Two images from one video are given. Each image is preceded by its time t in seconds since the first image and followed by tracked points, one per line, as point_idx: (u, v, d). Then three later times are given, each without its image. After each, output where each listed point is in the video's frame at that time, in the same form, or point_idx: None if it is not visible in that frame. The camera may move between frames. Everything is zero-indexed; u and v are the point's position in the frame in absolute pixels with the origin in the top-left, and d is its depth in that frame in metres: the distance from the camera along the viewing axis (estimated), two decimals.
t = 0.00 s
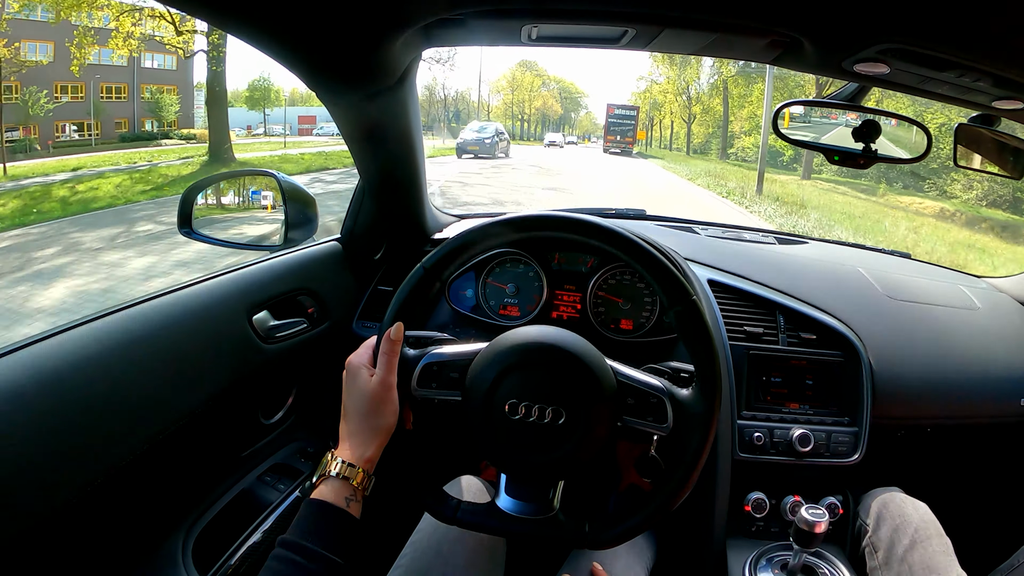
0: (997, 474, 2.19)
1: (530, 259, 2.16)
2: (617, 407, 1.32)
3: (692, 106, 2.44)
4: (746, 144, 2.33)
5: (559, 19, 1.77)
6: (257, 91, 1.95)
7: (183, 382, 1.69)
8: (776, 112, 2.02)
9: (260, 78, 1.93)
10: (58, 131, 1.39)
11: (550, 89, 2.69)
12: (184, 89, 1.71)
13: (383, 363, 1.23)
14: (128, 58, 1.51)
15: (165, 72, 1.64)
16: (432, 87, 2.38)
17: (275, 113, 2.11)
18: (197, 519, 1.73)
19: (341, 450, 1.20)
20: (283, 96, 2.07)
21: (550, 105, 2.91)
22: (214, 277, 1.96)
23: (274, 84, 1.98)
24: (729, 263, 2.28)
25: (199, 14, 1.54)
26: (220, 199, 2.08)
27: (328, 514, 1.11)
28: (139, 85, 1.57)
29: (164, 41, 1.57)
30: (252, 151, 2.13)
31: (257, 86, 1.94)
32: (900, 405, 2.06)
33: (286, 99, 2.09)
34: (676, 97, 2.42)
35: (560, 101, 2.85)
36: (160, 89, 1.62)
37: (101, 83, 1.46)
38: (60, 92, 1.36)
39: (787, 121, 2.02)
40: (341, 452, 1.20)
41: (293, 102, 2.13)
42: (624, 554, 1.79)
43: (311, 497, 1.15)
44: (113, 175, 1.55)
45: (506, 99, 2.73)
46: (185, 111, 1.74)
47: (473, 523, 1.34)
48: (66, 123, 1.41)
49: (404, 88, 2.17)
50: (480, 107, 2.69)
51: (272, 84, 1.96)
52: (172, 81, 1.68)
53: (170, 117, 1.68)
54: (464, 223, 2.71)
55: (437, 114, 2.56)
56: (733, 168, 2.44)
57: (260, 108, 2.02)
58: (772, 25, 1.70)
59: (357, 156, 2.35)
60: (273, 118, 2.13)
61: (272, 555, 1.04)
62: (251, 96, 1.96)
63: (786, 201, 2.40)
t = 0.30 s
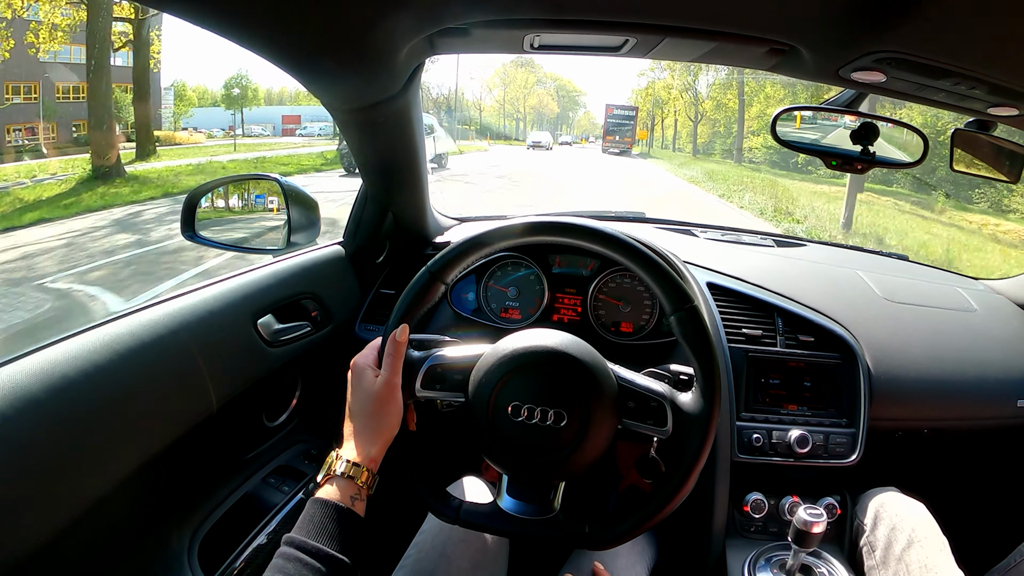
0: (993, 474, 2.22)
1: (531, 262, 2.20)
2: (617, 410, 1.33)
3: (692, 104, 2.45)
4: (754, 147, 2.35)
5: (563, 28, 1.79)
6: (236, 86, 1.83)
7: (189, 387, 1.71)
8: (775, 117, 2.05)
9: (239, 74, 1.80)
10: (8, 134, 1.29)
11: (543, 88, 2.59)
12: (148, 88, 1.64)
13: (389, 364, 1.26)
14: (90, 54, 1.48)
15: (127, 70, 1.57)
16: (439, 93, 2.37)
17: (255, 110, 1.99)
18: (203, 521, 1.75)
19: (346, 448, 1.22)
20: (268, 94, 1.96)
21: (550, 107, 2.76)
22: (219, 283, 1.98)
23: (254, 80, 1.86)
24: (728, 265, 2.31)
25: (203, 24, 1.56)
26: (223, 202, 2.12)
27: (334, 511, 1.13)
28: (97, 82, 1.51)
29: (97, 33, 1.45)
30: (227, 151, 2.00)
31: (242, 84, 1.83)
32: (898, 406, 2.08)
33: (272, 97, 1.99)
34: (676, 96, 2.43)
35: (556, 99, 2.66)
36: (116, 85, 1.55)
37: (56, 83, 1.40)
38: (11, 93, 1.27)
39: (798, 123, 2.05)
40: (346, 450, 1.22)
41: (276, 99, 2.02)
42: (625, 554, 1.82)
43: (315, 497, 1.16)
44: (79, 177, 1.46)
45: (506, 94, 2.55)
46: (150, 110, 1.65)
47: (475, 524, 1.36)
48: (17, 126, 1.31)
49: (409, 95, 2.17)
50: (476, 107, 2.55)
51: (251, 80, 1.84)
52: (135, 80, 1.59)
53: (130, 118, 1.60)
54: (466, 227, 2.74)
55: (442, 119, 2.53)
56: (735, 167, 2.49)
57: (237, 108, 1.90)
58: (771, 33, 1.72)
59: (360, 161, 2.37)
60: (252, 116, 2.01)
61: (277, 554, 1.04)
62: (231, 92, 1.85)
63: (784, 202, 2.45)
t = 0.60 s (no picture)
0: (995, 475, 2.22)
1: (533, 264, 2.20)
2: (620, 416, 1.33)
3: (693, 107, 2.47)
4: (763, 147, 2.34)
5: (564, 29, 1.79)
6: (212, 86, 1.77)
7: (191, 389, 1.71)
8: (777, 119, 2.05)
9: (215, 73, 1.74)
10: None
11: (539, 86, 2.58)
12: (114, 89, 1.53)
13: (392, 362, 1.25)
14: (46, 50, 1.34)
15: (92, 69, 1.47)
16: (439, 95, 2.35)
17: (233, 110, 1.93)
18: (204, 526, 1.75)
19: (347, 445, 1.21)
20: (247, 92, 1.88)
21: (548, 105, 2.76)
22: (221, 285, 1.98)
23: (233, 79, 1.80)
24: (730, 267, 2.30)
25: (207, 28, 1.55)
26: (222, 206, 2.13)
27: (334, 509, 1.12)
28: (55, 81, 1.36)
29: (12, 22, 1.27)
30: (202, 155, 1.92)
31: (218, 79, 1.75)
32: (900, 408, 2.08)
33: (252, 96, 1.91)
34: (676, 100, 2.45)
35: (555, 98, 2.69)
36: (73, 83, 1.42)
37: (9, 81, 1.26)
38: None
39: (807, 125, 2.03)
40: (347, 447, 1.21)
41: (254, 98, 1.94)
42: (627, 556, 1.81)
43: (315, 494, 1.15)
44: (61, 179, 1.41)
45: (501, 91, 2.56)
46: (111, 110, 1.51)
47: (475, 525, 1.36)
48: None
49: (410, 97, 2.17)
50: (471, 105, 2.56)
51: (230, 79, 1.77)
52: (94, 78, 1.48)
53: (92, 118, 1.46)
54: (468, 227, 2.74)
55: (444, 120, 2.53)
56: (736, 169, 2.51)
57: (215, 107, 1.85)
58: (774, 35, 1.72)
59: (361, 163, 2.36)
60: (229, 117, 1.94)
61: (276, 550, 1.04)
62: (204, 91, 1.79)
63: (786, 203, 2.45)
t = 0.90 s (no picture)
0: (999, 476, 2.21)
1: (536, 264, 2.20)
2: (624, 416, 1.33)
3: (695, 108, 2.47)
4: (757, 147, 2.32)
5: (566, 29, 1.79)
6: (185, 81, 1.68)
7: (192, 389, 1.70)
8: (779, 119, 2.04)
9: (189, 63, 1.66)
10: None
11: (535, 83, 2.51)
12: (72, 88, 1.41)
13: (393, 366, 1.24)
14: None
15: (42, 66, 1.33)
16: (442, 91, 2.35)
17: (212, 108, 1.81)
18: (205, 528, 1.74)
19: (350, 449, 1.21)
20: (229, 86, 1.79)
21: (546, 104, 2.70)
22: (223, 285, 1.98)
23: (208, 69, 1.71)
24: (733, 267, 2.29)
25: (208, 27, 1.55)
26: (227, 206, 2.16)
27: (337, 514, 1.12)
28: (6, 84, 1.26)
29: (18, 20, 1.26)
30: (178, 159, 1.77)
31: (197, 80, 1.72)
32: (904, 408, 2.07)
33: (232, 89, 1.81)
34: (676, 100, 2.45)
35: (552, 95, 2.64)
36: (14, 83, 1.27)
37: None
38: None
39: (819, 125, 2.03)
40: (350, 452, 1.21)
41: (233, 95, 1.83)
42: (630, 557, 1.80)
43: (318, 498, 1.15)
44: (22, 185, 1.31)
45: (494, 88, 2.45)
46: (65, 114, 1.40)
47: (478, 527, 1.34)
48: None
49: (411, 97, 2.17)
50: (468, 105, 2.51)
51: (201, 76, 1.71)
52: (53, 78, 1.36)
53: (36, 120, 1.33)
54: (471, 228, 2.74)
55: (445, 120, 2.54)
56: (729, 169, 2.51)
57: (189, 107, 1.74)
58: (779, 34, 1.72)
59: (364, 163, 2.36)
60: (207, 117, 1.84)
61: (279, 555, 1.04)
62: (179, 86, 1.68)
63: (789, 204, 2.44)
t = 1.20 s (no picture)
0: (1001, 477, 2.22)
1: (539, 266, 2.21)
2: (630, 414, 1.33)
3: (695, 112, 2.49)
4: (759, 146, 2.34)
5: (571, 32, 1.80)
6: (157, 79, 1.57)
7: (197, 390, 1.71)
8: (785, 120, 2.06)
9: (163, 62, 1.55)
10: None
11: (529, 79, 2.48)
12: (27, 88, 1.27)
13: (399, 373, 1.25)
14: None
15: None
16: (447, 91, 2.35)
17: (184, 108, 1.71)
18: (211, 527, 1.75)
19: (357, 458, 1.22)
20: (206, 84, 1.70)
21: (545, 103, 2.75)
22: (228, 286, 1.99)
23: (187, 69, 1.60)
24: (736, 269, 2.29)
25: (212, 26, 1.54)
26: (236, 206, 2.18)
27: (345, 522, 1.13)
28: None
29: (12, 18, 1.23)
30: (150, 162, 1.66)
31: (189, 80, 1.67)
32: (907, 410, 2.07)
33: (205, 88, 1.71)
34: (676, 105, 2.48)
35: (550, 94, 2.67)
36: None
37: None
38: None
39: (825, 125, 2.04)
40: (357, 460, 1.22)
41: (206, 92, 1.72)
42: (634, 558, 1.81)
43: (326, 506, 1.16)
44: (23, 185, 1.25)
45: (486, 85, 2.44)
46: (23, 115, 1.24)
47: (486, 530, 1.34)
48: None
49: (419, 98, 2.17)
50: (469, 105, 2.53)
51: (179, 75, 1.60)
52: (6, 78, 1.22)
53: None
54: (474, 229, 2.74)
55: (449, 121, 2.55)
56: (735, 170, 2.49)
57: (160, 107, 1.63)
58: (784, 37, 1.72)
59: (369, 163, 2.36)
60: (178, 119, 1.73)
61: (288, 562, 1.05)
62: (152, 86, 1.57)
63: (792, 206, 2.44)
